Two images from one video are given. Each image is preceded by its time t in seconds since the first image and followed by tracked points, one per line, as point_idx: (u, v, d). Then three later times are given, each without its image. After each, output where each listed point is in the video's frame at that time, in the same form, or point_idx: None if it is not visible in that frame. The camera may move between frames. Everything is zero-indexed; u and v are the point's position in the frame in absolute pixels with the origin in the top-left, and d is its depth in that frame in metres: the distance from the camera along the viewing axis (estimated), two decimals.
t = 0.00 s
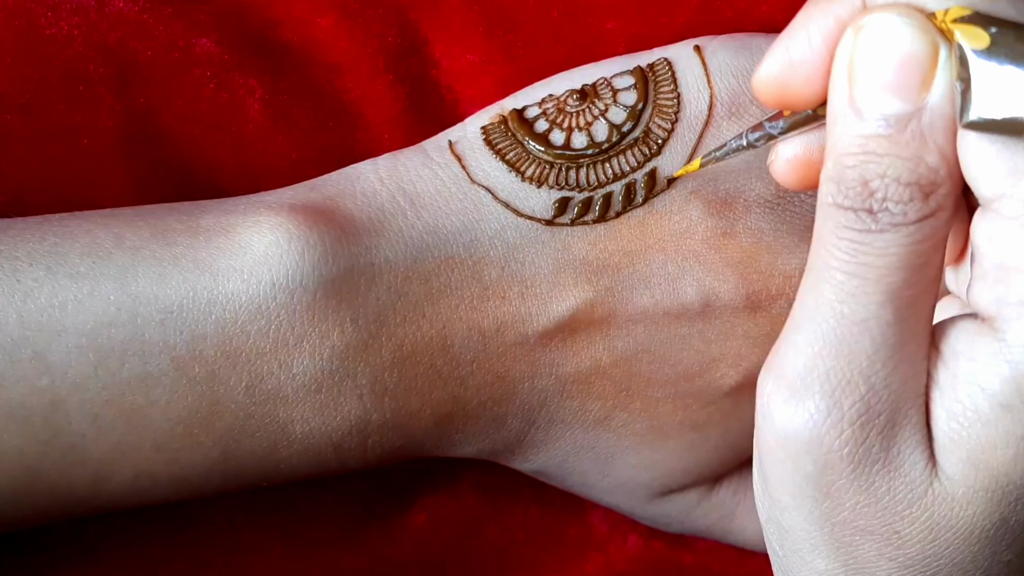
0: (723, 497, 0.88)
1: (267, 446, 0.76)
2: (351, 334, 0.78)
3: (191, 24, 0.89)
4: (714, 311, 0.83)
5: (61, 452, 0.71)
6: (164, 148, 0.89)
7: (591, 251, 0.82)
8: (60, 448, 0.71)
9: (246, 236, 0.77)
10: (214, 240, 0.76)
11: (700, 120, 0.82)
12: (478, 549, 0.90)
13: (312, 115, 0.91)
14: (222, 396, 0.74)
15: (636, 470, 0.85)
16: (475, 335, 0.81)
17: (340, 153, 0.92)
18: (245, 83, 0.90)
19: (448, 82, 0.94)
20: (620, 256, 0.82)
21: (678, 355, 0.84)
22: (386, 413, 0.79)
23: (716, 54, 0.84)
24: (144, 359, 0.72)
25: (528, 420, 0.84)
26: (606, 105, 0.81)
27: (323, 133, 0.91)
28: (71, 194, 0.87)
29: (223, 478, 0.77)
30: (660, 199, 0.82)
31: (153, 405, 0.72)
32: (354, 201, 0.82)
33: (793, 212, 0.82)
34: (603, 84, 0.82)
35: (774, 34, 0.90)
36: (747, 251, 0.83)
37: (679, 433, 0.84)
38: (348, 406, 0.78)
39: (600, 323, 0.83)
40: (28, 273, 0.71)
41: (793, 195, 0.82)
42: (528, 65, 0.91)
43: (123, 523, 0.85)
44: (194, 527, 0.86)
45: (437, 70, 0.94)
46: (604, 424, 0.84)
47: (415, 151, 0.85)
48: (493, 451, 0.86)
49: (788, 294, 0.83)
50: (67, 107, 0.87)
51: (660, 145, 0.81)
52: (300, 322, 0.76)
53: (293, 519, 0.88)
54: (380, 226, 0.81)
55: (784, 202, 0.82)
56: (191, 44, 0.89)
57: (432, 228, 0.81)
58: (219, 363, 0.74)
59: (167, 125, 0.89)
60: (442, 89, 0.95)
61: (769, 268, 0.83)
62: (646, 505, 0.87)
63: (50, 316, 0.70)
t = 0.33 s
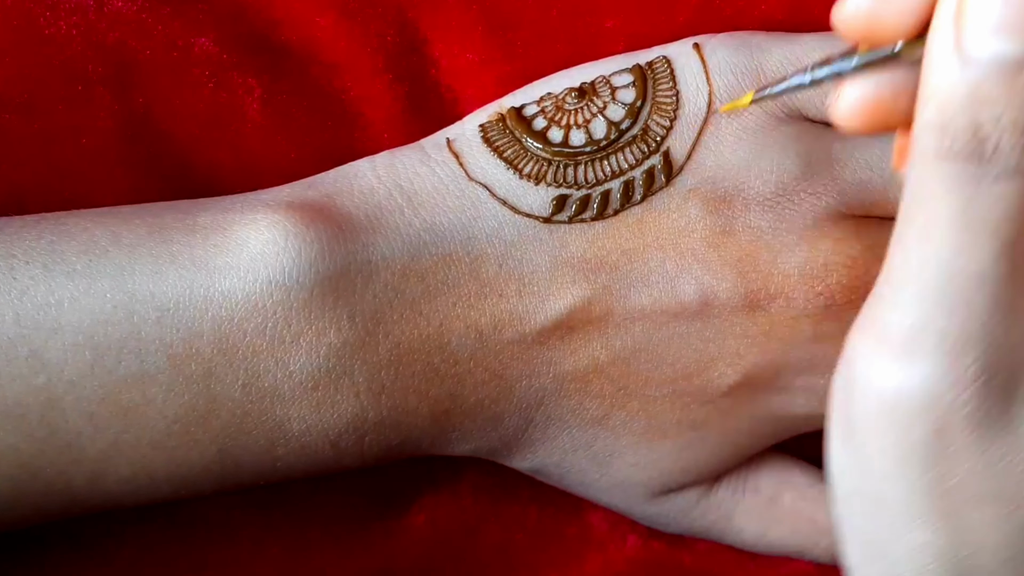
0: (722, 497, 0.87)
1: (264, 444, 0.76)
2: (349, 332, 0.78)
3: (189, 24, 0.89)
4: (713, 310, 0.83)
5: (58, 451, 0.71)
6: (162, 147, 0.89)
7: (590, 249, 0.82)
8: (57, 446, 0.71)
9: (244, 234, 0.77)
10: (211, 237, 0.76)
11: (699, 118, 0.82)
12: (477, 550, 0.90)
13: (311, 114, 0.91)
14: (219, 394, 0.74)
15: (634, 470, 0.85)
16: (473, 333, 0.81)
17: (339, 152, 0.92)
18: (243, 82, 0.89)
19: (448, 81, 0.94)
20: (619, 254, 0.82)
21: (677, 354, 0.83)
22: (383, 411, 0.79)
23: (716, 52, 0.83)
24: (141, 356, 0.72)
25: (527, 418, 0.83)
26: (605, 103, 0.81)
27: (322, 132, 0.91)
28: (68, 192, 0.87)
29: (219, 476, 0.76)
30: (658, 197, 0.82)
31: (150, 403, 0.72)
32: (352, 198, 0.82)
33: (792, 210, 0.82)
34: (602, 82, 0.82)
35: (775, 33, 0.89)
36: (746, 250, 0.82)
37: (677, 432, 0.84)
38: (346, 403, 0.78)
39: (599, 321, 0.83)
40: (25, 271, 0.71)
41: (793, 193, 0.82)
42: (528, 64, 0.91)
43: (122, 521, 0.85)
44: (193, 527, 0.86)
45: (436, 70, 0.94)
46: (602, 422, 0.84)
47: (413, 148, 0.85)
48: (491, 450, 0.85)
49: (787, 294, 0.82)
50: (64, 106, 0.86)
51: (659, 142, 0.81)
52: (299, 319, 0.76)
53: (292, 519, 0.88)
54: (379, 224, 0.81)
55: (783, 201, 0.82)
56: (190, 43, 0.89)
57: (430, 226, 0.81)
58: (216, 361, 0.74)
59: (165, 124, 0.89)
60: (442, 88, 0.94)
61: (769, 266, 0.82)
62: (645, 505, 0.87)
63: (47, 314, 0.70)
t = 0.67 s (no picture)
0: (721, 495, 0.88)
1: (266, 440, 0.76)
2: (350, 329, 0.78)
3: (191, 24, 0.89)
4: (713, 307, 0.83)
5: (60, 447, 0.71)
6: (163, 146, 0.89)
7: (591, 246, 0.82)
8: (59, 442, 0.71)
9: (245, 231, 0.77)
10: (213, 235, 0.76)
11: (700, 115, 0.82)
12: (476, 549, 0.90)
13: (312, 114, 0.91)
14: (221, 390, 0.74)
15: (634, 467, 0.85)
16: (474, 329, 0.81)
17: (339, 152, 0.92)
18: (244, 82, 0.90)
19: (448, 81, 0.94)
20: (619, 251, 0.82)
21: (677, 351, 0.83)
22: (386, 407, 0.79)
23: (716, 50, 0.84)
24: (143, 353, 0.72)
25: (527, 415, 0.84)
26: (605, 101, 0.82)
27: (323, 131, 0.91)
28: (69, 191, 0.86)
29: (221, 473, 0.77)
30: (657, 194, 0.82)
31: (152, 399, 0.72)
32: (353, 196, 0.82)
33: (792, 205, 0.82)
34: (603, 81, 0.83)
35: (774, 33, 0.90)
36: (746, 245, 0.83)
37: (677, 429, 0.84)
38: (347, 400, 0.78)
39: (599, 317, 0.83)
40: (27, 269, 0.71)
41: (792, 189, 0.83)
42: (528, 64, 0.91)
43: (124, 519, 0.85)
44: (195, 524, 0.86)
45: (437, 70, 0.94)
46: (602, 420, 0.84)
47: (415, 147, 0.85)
48: (491, 447, 0.86)
49: (786, 288, 0.82)
50: (66, 106, 0.87)
51: (660, 140, 0.81)
52: (300, 316, 0.76)
53: (293, 518, 0.88)
54: (380, 221, 0.81)
55: (782, 196, 0.82)
56: (191, 43, 0.89)
57: (430, 223, 0.81)
58: (218, 357, 0.74)
59: (166, 123, 0.89)
60: (442, 88, 0.95)
61: (769, 261, 0.82)
62: (644, 502, 0.87)
63: (50, 311, 0.71)
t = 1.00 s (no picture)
0: (721, 495, 0.87)
1: (266, 439, 0.76)
2: (350, 328, 0.78)
3: (190, 24, 0.89)
4: (713, 307, 0.83)
5: (60, 446, 0.71)
6: (163, 146, 0.89)
7: (591, 245, 0.82)
8: (59, 441, 0.71)
9: (245, 230, 0.77)
10: (212, 234, 0.76)
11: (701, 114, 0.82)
12: (476, 548, 0.90)
13: (312, 114, 0.91)
14: (221, 389, 0.74)
15: (634, 467, 0.85)
16: (474, 329, 0.81)
17: (339, 152, 0.92)
18: (244, 82, 0.90)
19: (448, 81, 0.94)
20: (619, 250, 0.82)
21: (677, 350, 0.83)
22: (386, 406, 0.79)
23: (716, 50, 0.84)
24: (143, 353, 0.72)
25: (526, 415, 0.84)
26: (605, 101, 0.81)
27: (323, 131, 0.91)
28: (69, 191, 0.86)
29: (221, 472, 0.77)
30: (657, 194, 0.82)
31: (152, 399, 0.72)
32: (352, 195, 0.82)
33: (792, 205, 0.82)
34: (603, 80, 0.83)
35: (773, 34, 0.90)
36: (746, 245, 0.83)
37: (677, 429, 0.84)
38: (347, 399, 0.78)
39: (599, 316, 0.83)
40: (27, 268, 0.71)
41: (793, 189, 0.82)
42: (528, 64, 0.91)
43: (124, 519, 0.85)
44: (195, 524, 0.86)
45: (436, 70, 0.94)
46: (602, 419, 0.84)
47: (414, 146, 0.85)
48: (491, 446, 0.86)
49: (787, 288, 0.82)
50: (66, 106, 0.87)
51: (660, 140, 0.81)
52: (299, 316, 0.76)
53: (292, 518, 0.88)
54: (379, 220, 0.81)
55: (783, 195, 0.82)
56: (191, 43, 0.89)
57: (431, 222, 0.81)
58: (218, 357, 0.74)
59: (166, 123, 0.89)
60: (442, 89, 0.95)
61: (769, 260, 0.82)
62: (644, 502, 0.87)
63: (49, 310, 0.70)
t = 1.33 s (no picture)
0: (721, 494, 0.87)
1: (266, 439, 0.76)
2: (350, 326, 0.78)
3: (191, 24, 0.89)
4: (713, 305, 0.83)
5: (60, 446, 0.71)
6: (163, 146, 0.89)
7: (591, 244, 0.82)
8: (59, 440, 0.71)
9: (245, 229, 0.77)
10: (212, 233, 0.76)
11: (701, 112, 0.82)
12: (476, 548, 0.90)
13: (312, 114, 0.91)
14: (222, 388, 0.74)
15: (634, 466, 0.85)
16: (474, 328, 0.81)
17: (339, 152, 0.92)
18: (244, 81, 0.90)
19: (448, 80, 0.94)
20: (619, 249, 0.82)
21: (677, 350, 0.83)
22: (386, 406, 0.79)
23: (716, 50, 0.84)
24: (143, 352, 0.72)
25: (526, 415, 0.84)
26: (605, 100, 0.82)
27: (323, 130, 0.91)
28: (69, 191, 0.86)
29: (221, 471, 0.77)
30: (656, 193, 0.82)
31: (152, 397, 0.72)
32: (352, 194, 0.82)
33: (792, 203, 0.82)
34: (603, 79, 0.83)
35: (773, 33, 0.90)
36: (746, 243, 0.83)
37: (677, 428, 0.84)
38: (347, 398, 0.78)
39: (599, 315, 0.83)
40: (27, 267, 0.71)
41: (793, 187, 0.82)
42: (528, 64, 0.91)
43: (125, 519, 0.85)
44: (196, 524, 0.86)
45: (436, 70, 0.94)
46: (601, 418, 0.84)
47: (415, 145, 0.85)
48: (491, 446, 0.86)
49: (787, 286, 0.82)
50: (66, 106, 0.87)
51: (659, 139, 0.81)
52: (300, 315, 0.76)
53: (293, 517, 0.88)
54: (380, 219, 0.81)
55: (783, 194, 0.82)
56: (191, 43, 0.89)
57: (431, 221, 0.81)
58: (218, 356, 0.74)
59: (165, 123, 0.89)
60: (442, 88, 0.95)
61: (769, 259, 0.82)
62: (644, 501, 0.87)
63: (50, 309, 0.70)
